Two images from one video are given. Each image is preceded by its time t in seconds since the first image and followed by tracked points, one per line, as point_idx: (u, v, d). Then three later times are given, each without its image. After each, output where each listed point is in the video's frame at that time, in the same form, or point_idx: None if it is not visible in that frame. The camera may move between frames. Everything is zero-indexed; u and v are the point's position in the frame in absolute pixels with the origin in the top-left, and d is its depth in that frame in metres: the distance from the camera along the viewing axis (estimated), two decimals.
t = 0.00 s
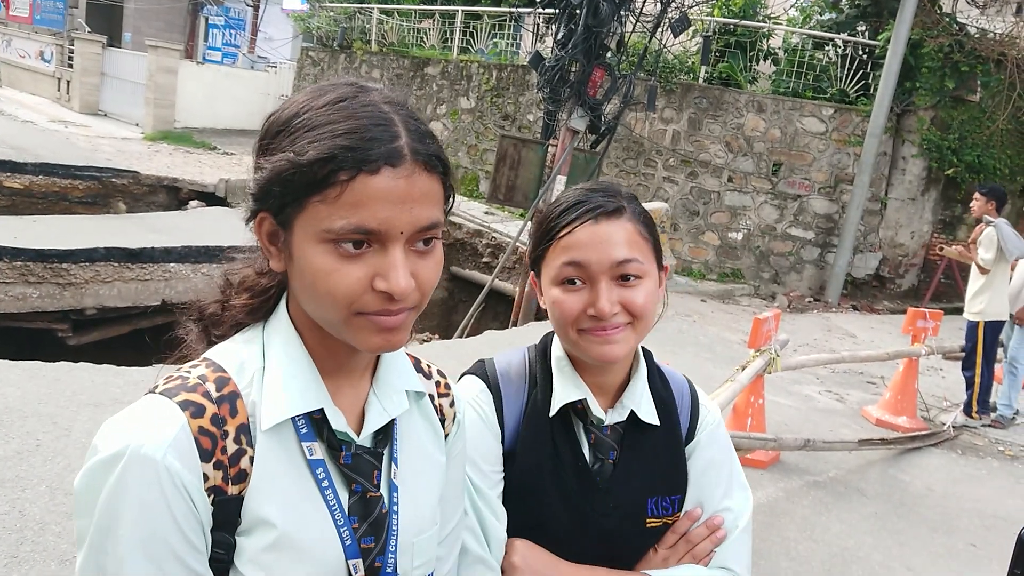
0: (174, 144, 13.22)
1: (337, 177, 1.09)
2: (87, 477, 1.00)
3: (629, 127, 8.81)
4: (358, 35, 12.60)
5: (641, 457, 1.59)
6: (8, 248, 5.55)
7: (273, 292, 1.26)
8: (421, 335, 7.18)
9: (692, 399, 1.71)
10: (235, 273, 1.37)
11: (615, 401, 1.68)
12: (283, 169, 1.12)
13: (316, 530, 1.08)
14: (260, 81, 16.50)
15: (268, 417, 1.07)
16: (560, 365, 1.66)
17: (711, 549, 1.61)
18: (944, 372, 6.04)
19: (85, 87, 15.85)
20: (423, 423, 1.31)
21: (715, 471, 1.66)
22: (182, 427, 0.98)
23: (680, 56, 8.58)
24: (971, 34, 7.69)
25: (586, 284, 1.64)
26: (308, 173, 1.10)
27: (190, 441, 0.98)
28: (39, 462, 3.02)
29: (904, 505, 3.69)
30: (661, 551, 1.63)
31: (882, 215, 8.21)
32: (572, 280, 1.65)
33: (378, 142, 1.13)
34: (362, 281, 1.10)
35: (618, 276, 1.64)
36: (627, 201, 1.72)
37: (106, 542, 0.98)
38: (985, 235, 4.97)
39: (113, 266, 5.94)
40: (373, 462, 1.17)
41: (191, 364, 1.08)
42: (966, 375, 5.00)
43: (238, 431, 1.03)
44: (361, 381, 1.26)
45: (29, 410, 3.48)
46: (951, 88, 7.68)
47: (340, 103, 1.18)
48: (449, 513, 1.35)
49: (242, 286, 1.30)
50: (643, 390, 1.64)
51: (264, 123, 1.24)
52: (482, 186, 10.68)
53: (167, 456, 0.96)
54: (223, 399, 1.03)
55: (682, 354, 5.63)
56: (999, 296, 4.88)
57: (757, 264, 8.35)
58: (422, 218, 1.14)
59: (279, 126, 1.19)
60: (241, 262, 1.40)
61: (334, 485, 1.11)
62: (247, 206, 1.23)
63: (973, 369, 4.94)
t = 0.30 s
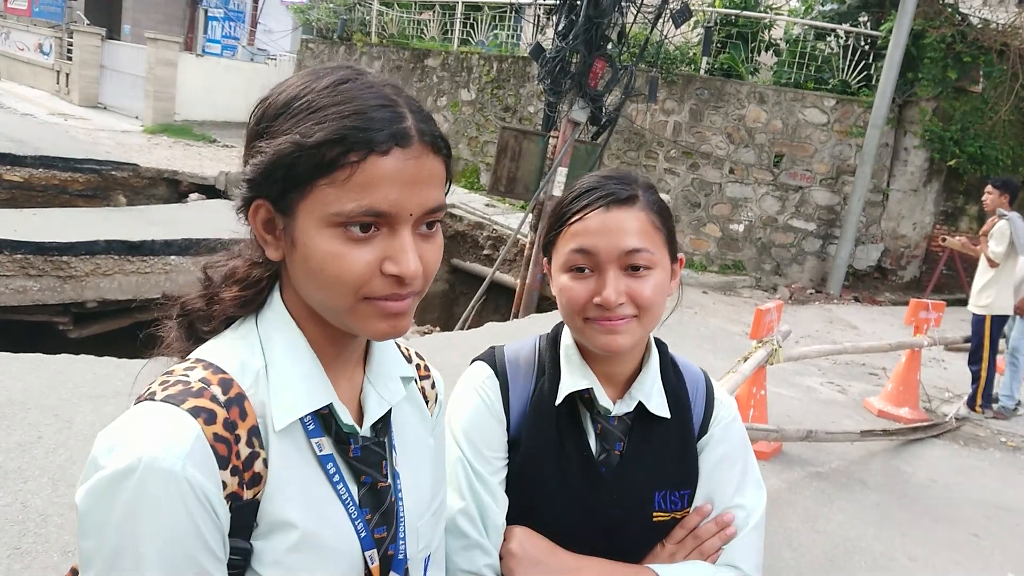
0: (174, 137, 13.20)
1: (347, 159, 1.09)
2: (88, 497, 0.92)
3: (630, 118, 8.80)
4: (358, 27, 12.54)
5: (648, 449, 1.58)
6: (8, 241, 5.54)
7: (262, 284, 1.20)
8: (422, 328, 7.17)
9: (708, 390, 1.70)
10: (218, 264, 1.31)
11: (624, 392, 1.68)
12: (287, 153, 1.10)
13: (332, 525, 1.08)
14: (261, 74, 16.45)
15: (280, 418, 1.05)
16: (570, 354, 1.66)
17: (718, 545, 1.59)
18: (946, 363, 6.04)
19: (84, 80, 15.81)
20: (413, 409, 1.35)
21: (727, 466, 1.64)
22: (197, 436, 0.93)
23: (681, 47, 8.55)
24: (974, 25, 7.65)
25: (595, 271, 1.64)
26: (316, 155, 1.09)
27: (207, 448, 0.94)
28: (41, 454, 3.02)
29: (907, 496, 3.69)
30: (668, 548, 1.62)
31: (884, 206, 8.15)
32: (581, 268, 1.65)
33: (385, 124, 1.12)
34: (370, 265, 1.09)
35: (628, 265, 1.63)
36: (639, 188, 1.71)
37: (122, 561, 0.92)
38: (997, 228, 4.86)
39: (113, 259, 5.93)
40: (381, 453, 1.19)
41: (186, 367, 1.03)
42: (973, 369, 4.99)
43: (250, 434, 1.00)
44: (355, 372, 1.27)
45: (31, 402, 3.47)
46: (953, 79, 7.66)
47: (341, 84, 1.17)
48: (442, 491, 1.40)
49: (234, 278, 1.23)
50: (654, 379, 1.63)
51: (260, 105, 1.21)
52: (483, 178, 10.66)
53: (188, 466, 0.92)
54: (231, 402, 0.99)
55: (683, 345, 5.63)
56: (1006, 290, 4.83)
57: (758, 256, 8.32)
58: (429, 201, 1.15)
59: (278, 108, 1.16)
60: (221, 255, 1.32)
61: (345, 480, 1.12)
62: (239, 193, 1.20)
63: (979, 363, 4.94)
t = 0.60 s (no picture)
0: (176, 129, 13.18)
1: (360, 147, 1.08)
2: (106, 510, 0.89)
3: (632, 110, 8.84)
4: (360, 19, 12.48)
5: (667, 436, 1.61)
6: (11, 233, 5.55)
7: (262, 277, 1.19)
8: (425, 320, 7.17)
9: (711, 372, 1.77)
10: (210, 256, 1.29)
11: (640, 382, 1.70)
12: (296, 143, 1.09)
13: (352, 517, 1.09)
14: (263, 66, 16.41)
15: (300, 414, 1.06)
16: (589, 350, 1.66)
17: (738, 523, 1.65)
18: (949, 355, 6.04)
19: (86, 73, 15.79)
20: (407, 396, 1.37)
21: (737, 446, 1.72)
22: (222, 439, 0.92)
23: (684, 38, 8.51)
24: (979, 16, 7.58)
25: (638, 265, 1.64)
26: (328, 144, 1.08)
27: (233, 451, 0.94)
28: (45, 445, 3.03)
29: (910, 488, 3.69)
30: (690, 531, 1.64)
31: (887, 198, 8.13)
32: (623, 261, 1.64)
33: (395, 111, 1.12)
34: (385, 255, 1.09)
35: (669, 259, 1.65)
36: (670, 181, 1.73)
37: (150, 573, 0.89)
38: (1015, 224, 4.86)
39: (116, 251, 5.94)
40: (391, 441, 1.20)
41: (195, 368, 1.00)
42: (978, 362, 4.95)
43: (270, 433, 1.00)
44: (355, 365, 1.27)
45: (34, 394, 3.48)
46: (957, 70, 7.63)
47: (347, 69, 1.15)
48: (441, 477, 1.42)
49: (233, 271, 1.20)
50: (667, 367, 1.68)
51: (260, 89, 1.18)
52: (485, 171, 10.65)
53: (216, 470, 0.91)
54: (249, 402, 0.99)
55: (686, 337, 5.63)
56: (1014, 287, 4.87)
57: (761, 248, 8.31)
58: (440, 188, 1.16)
59: (281, 94, 1.13)
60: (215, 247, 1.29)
61: (359, 471, 1.12)
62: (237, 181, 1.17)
63: (985, 356, 4.90)
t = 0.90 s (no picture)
0: (181, 123, 13.19)
1: (379, 142, 1.09)
2: (130, 522, 0.88)
3: (637, 103, 8.83)
4: (365, 12, 12.45)
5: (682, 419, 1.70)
6: (17, 226, 5.57)
7: (267, 273, 1.17)
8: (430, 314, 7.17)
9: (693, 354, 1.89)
10: (207, 253, 1.25)
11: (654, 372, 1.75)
12: (312, 136, 1.08)
13: (369, 513, 1.09)
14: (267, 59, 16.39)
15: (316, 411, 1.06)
16: (614, 347, 1.67)
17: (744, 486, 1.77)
18: (954, 349, 6.02)
19: (90, 67, 15.80)
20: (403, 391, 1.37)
21: (727, 417, 1.86)
22: (247, 443, 0.93)
23: (690, 31, 8.48)
24: (986, 7, 7.50)
25: (687, 266, 1.65)
26: (348, 139, 1.08)
27: (257, 454, 0.94)
28: (51, 438, 3.05)
29: (916, 482, 3.69)
30: (705, 503, 1.71)
31: (893, 191, 8.10)
32: (674, 262, 1.64)
33: (414, 105, 1.12)
34: (400, 250, 1.10)
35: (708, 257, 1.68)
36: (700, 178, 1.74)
37: None
38: None
39: (121, 245, 5.96)
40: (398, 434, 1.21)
41: (212, 373, 0.99)
42: (987, 357, 4.94)
43: (290, 434, 1.00)
44: (357, 359, 1.27)
45: (40, 387, 3.50)
46: (964, 62, 7.58)
47: (362, 61, 1.14)
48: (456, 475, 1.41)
49: (237, 268, 1.18)
50: (673, 357, 1.76)
51: (271, 75, 1.15)
52: (489, 164, 10.64)
53: (243, 475, 0.91)
54: (267, 404, 0.99)
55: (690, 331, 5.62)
56: None
57: (766, 241, 8.28)
58: (453, 181, 1.17)
59: (295, 84, 1.11)
60: (213, 244, 1.26)
61: (371, 465, 1.13)
62: (243, 173, 1.16)
63: (994, 351, 4.89)
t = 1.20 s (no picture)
0: (186, 120, 13.22)
1: (388, 136, 1.09)
2: (139, 520, 0.88)
3: (642, 99, 8.84)
4: (369, 8, 12.44)
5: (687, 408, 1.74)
6: (23, 223, 5.59)
7: (273, 268, 1.17)
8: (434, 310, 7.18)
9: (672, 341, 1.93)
10: (212, 250, 1.26)
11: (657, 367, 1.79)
12: (321, 129, 1.07)
13: (377, 509, 1.10)
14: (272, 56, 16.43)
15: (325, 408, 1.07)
16: (632, 344, 1.68)
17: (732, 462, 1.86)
18: (961, 345, 6.00)
19: (96, 64, 15.85)
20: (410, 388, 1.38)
21: (707, 398, 1.94)
22: (257, 440, 0.93)
23: (695, 27, 8.47)
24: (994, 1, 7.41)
25: (703, 266, 1.66)
26: (356, 132, 1.07)
27: (267, 451, 0.94)
28: (57, 435, 3.06)
29: (923, 479, 3.68)
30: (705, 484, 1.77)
31: (899, 187, 8.09)
32: (691, 264, 1.65)
33: (421, 99, 1.12)
34: (410, 245, 1.11)
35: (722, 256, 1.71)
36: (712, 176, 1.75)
37: None
38: None
39: (127, 242, 5.97)
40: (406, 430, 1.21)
41: (225, 369, 0.99)
42: (994, 353, 4.92)
43: (298, 431, 1.01)
44: (363, 355, 1.28)
45: (46, 383, 3.52)
46: (971, 57, 7.52)
47: (369, 54, 1.14)
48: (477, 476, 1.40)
49: (242, 264, 1.18)
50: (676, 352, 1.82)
51: (279, 68, 1.14)
52: (494, 160, 10.64)
53: (253, 473, 0.91)
54: (276, 401, 1.00)
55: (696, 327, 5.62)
56: None
57: (772, 238, 8.26)
58: (462, 176, 1.18)
59: (303, 77, 1.11)
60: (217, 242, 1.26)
61: (378, 461, 1.14)
62: (250, 166, 1.16)
63: (1002, 348, 4.87)
